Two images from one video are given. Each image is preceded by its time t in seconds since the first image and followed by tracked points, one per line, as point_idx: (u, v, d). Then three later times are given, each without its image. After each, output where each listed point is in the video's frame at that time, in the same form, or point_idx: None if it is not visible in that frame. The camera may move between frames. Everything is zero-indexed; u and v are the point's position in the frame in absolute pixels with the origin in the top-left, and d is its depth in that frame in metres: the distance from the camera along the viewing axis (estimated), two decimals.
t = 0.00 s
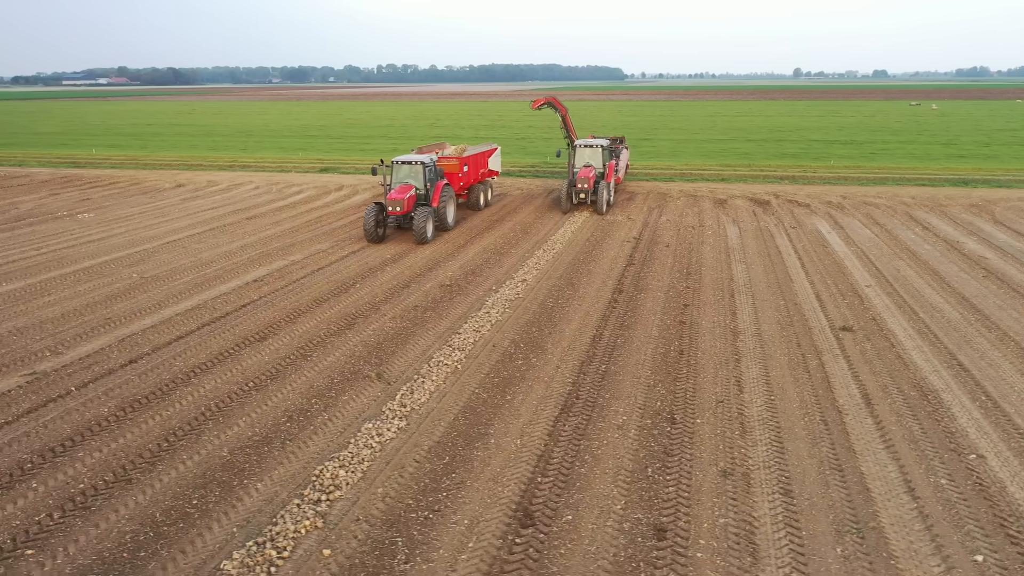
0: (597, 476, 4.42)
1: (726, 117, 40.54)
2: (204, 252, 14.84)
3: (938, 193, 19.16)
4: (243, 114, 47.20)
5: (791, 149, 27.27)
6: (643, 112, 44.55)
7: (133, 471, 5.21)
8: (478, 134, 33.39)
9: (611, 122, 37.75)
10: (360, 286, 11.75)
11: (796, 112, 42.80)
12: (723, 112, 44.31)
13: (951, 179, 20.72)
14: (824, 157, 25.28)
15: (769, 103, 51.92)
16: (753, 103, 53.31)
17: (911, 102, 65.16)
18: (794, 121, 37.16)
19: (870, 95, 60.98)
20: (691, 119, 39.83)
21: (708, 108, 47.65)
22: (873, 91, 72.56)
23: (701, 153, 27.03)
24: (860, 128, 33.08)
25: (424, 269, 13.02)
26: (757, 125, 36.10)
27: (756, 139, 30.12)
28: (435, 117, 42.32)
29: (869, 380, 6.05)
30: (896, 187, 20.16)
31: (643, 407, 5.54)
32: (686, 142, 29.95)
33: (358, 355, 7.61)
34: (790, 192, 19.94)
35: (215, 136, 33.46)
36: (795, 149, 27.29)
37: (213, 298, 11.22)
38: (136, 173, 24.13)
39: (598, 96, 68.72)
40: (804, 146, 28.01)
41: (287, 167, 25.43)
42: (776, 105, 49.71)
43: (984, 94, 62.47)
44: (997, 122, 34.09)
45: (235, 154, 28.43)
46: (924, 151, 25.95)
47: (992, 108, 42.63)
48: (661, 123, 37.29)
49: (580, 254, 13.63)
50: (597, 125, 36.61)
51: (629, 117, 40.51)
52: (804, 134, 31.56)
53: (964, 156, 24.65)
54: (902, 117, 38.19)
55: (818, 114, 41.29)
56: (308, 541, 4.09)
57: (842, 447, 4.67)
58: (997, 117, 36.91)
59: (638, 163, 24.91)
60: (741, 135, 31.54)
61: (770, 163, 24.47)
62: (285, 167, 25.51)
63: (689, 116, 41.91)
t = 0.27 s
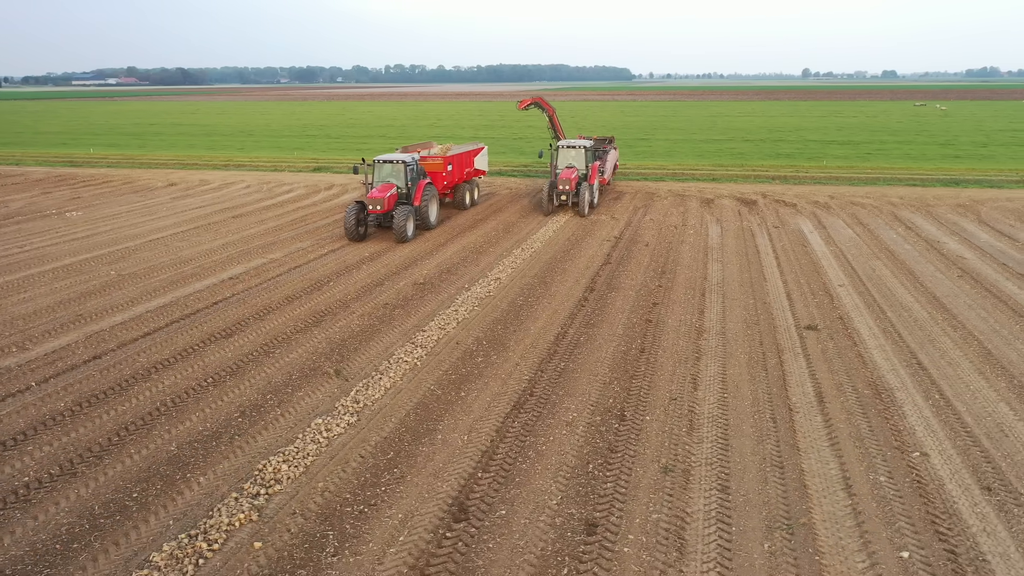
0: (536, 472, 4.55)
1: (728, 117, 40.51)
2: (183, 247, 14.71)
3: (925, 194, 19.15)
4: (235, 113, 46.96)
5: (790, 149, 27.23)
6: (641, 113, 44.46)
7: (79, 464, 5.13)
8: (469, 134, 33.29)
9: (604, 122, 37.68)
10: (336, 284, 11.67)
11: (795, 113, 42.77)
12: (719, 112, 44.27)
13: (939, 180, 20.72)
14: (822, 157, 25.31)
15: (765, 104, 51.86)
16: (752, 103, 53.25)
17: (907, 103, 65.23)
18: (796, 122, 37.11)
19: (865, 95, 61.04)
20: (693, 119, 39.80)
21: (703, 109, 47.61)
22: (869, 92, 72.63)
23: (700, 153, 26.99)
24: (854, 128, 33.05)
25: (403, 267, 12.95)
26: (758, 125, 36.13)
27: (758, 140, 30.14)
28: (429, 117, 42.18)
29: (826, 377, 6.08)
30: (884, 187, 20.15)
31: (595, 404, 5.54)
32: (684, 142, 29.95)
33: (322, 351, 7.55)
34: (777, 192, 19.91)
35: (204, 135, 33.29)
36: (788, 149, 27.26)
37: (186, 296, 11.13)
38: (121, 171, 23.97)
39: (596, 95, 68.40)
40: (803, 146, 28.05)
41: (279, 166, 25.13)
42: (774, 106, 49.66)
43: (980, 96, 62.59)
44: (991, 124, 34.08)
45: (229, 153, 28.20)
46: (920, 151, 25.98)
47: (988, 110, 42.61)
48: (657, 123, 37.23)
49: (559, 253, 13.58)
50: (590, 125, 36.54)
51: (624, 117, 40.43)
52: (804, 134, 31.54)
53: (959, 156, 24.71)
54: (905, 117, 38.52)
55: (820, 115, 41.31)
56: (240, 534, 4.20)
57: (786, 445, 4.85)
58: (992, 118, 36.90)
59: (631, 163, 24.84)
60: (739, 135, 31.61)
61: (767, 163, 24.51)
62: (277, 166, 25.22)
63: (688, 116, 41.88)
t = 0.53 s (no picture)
0: (538, 468, 4.59)
1: (734, 117, 40.42)
2: (190, 245, 14.82)
3: (933, 194, 19.06)
4: (244, 113, 47.19)
5: (798, 150, 27.14)
6: (647, 113, 44.40)
7: (84, 457, 5.19)
8: (476, 134, 33.33)
9: (610, 122, 37.65)
10: (342, 281, 11.73)
11: (803, 113, 42.60)
12: (727, 113, 44.15)
13: (948, 181, 20.61)
14: (829, 157, 25.22)
15: (773, 104, 51.67)
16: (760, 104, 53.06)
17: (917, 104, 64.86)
18: (804, 122, 36.98)
19: (874, 96, 60.77)
20: (700, 119, 39.69)
21: (712, 109, 47.48)
22: (879, 92, 72.24)
23: (706, 153, 26.94)
24: (863, 129, 32.91)
25: (408, 265, 13.00)
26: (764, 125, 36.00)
27: (765, 140, 30.06)
28: (436, 117, 42.26)
29: (828, 375, 6.09)
30: (892, 188, 20.06)
31: (597, 400, 5.57)
32: (690, 142, 29.88)
33: (326, 348, 7.60)
34: (783, 192, 19.86)
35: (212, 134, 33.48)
36: (796, 150, 27.17)
37: (193, 292, 11.20)
38: (130, 169, 24.15)
39: (604, 96, 68.29)
40: (809, 147, 27.92)
41: (288, 166, 25.25)
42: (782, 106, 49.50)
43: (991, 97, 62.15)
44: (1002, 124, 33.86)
45: (238, 152, 28.37)
46: (927, 152, 25.86)
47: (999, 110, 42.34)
48: (664, 124, 37.19)
49: (564, 252, 13.60)
50: (597, 125, 36.53)
51: (631, 117, 40.38)
52: (811, 134, 31.43)
53: (967, 157, 24.55)
54: (914, 117, 38.37)
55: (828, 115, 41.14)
56: (242, 526, 4.24)
57: (786, 442, 4.86)
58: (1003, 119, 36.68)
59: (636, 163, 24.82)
60: (748, 136, 31.56)
61: (773, 163, 24.42)
62: (286, 165, 25.34)
63: (695, 116, 41.80)
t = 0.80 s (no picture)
0: (552, 462, 4.64)
1: (739, 117, 40.28)
2: (201, 243, 14.91)
3: (943, 193, 18.97)
4: (252, 113, 47.38)
5: (804, 149, 27.04)
6: (653, 113, 44.32)
7: (102, 450, 5.27)
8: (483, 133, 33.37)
9: (618, 121, 37.60)
10: (351, 278, 11.79)
11: (810, 113, 42.42)
12: (734, 113, 44.01)
13: (958, 180, 20.50)
14: (835, 156, 25.09)
15: (781, 104, 51.47)
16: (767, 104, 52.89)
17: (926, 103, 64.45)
18: (811, 121, 36.83)
19: (882, 96, 60.42)
20: (705, 119, 39.56)
21: (719, 109, 47.34)
22: (888, 91, 71.81)
23: (712, 152, 26.88)
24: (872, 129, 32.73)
25: (417, 263, 13.05)
26: (770, 125, 35.86)
27: (770, 139, 29.94)
28: (443, 117, 42.34)
29: (840, 371, 6.10)
30: (902, 187, 19.97)
31: (609, 396, 5.61)
32: (696, 142, 29.81)
33: (338, 344, 7.65)
34: (792, 190, 19.80)
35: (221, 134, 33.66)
36: (804, 149, 27.07)
37: (204, 290, 11.29)
38: (140, 168, 24.32)
39: (613, 96, 68.02)
40: (816, 146, 27.81)
41: (296, 165, 25.36)
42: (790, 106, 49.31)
43: (1001, 96, 61.70)
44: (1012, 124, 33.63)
45: (247, 151, 28.51)
46: (935, 151, 25.72)
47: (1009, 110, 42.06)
48: (671, 123, 37.12)
49: (572, 250, 13.61)
50: (604, 124, 36.50)
51: (638, 117, 40.33)
52: (818, 134, 31.28)
53: (976, 156, 24.39)
54: (922, 117, 38.18)
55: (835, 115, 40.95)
56: (261, 517, 4.30)
57: (798, 437, 4.88)
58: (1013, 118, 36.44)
59: (643, 162, 24.79)
60: (756, 135, 31.47)
61: (780, 162, 24.33)
62: (294, 164, 25.44)
63: (701, 116, 41.71)
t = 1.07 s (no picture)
0: (560, 459, 4.69)
1: (742, 117, 40.26)
2: (206, 242, 14.97)
3: (946, 193, 18.97)
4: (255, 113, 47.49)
5: (807, 149, 27.03)
6: (656, 113, 44.31)
7: (113, 448, 5.32)
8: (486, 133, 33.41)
9: (620, 122, 37.61)
10: (356, 278, 11.83)
11: (812, 113, 42.39)
12: (737, 113, 43.96)
13: (961, 180, 20.49)
14: (838, 156, 25.07)
15: (784, 104, 51.42)
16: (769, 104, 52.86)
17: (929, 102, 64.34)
18: (813, 122, 36.82)
19: (885, 96, 60.41)
20: (708, 119, 39.55)
21: (722, 109, 47.33)
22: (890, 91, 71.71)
23: (714, 152, 26.89)
24: (875, 129, 32.68)
25: (421, 262, 13.09)
26: (772, 125, 35.84)
27: (772, 139, 29.93)
28: (445, 117, 42.38)
29: (844, 370, 6.12)
30: (905, 187, 19.96)
31: (615, 394, 5.65)
32: (699, 142, 29.80)
33: (344, 343, 7.69)
34: (795, 191, 19.80)
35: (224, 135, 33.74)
36: (807, 149, 27.05)
37: (210, 289, 11.34)
38: (144, 169, 24.41)
39: (615, 96, 68.05)
40: (819, 146, 27.80)
41: (300, 165, 25.42)
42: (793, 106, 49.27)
43: (1004, 96, 61.61)
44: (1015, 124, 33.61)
45: (251, 152, 28.61)
46: (938, 151, 25.70)
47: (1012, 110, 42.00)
48: (673, 123, 37.10)
49: (576, 250, 13.64)
50: (607, 125, 36.51)
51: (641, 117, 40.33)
52: (820, 134, 31.26)
53: (979, 156, 24.37)
54: (925, 117, 38.16)
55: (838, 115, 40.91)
56: (272, 514, 4.34)
57: (804, 435, 4.92)
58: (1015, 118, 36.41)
59: (645, 162, 24.80)
60: (759, 135, 31.48)
61: (783, 162, 24.32)
62: (298, 165, 25.50)
63: (703, 116, 41.69)
